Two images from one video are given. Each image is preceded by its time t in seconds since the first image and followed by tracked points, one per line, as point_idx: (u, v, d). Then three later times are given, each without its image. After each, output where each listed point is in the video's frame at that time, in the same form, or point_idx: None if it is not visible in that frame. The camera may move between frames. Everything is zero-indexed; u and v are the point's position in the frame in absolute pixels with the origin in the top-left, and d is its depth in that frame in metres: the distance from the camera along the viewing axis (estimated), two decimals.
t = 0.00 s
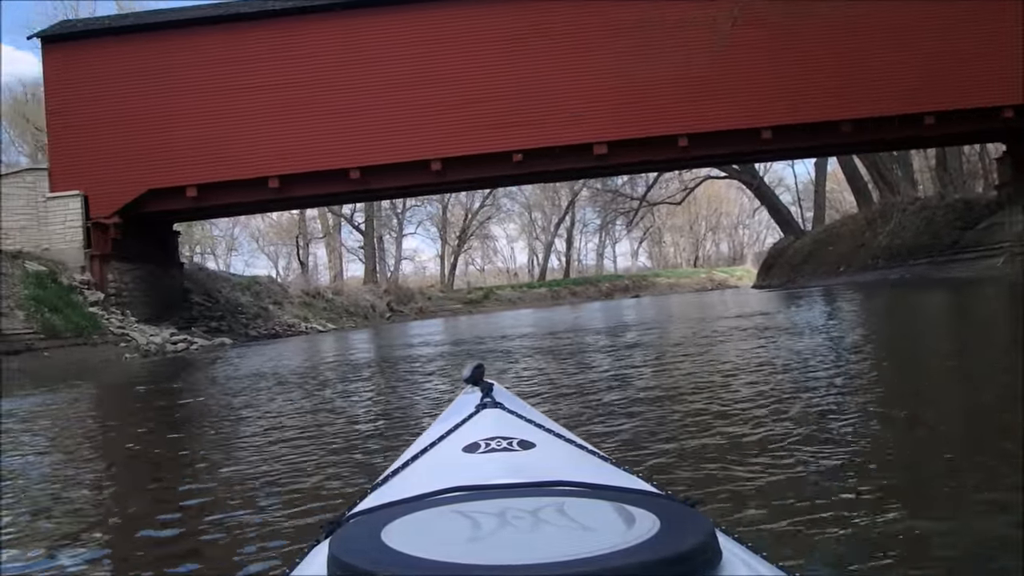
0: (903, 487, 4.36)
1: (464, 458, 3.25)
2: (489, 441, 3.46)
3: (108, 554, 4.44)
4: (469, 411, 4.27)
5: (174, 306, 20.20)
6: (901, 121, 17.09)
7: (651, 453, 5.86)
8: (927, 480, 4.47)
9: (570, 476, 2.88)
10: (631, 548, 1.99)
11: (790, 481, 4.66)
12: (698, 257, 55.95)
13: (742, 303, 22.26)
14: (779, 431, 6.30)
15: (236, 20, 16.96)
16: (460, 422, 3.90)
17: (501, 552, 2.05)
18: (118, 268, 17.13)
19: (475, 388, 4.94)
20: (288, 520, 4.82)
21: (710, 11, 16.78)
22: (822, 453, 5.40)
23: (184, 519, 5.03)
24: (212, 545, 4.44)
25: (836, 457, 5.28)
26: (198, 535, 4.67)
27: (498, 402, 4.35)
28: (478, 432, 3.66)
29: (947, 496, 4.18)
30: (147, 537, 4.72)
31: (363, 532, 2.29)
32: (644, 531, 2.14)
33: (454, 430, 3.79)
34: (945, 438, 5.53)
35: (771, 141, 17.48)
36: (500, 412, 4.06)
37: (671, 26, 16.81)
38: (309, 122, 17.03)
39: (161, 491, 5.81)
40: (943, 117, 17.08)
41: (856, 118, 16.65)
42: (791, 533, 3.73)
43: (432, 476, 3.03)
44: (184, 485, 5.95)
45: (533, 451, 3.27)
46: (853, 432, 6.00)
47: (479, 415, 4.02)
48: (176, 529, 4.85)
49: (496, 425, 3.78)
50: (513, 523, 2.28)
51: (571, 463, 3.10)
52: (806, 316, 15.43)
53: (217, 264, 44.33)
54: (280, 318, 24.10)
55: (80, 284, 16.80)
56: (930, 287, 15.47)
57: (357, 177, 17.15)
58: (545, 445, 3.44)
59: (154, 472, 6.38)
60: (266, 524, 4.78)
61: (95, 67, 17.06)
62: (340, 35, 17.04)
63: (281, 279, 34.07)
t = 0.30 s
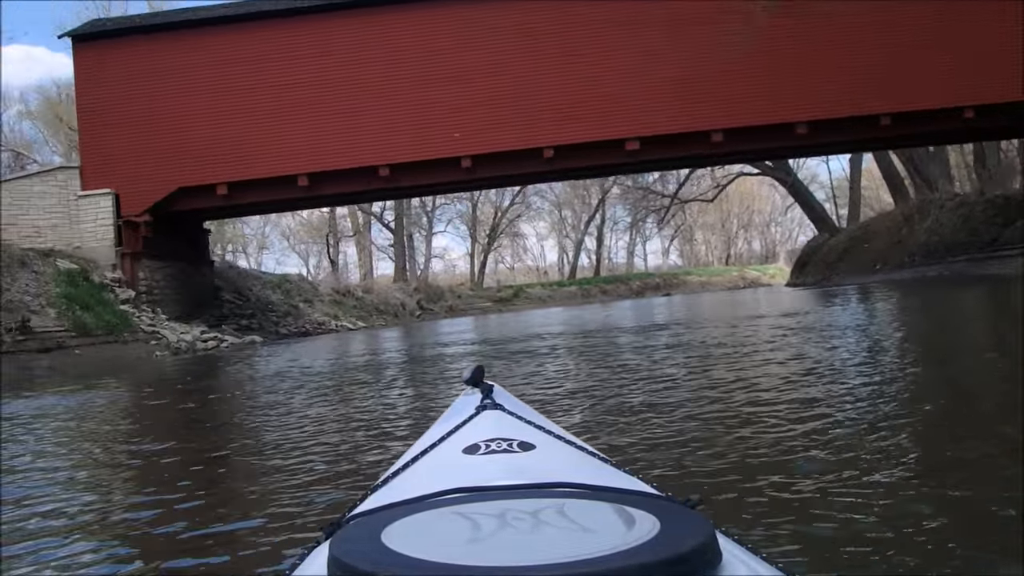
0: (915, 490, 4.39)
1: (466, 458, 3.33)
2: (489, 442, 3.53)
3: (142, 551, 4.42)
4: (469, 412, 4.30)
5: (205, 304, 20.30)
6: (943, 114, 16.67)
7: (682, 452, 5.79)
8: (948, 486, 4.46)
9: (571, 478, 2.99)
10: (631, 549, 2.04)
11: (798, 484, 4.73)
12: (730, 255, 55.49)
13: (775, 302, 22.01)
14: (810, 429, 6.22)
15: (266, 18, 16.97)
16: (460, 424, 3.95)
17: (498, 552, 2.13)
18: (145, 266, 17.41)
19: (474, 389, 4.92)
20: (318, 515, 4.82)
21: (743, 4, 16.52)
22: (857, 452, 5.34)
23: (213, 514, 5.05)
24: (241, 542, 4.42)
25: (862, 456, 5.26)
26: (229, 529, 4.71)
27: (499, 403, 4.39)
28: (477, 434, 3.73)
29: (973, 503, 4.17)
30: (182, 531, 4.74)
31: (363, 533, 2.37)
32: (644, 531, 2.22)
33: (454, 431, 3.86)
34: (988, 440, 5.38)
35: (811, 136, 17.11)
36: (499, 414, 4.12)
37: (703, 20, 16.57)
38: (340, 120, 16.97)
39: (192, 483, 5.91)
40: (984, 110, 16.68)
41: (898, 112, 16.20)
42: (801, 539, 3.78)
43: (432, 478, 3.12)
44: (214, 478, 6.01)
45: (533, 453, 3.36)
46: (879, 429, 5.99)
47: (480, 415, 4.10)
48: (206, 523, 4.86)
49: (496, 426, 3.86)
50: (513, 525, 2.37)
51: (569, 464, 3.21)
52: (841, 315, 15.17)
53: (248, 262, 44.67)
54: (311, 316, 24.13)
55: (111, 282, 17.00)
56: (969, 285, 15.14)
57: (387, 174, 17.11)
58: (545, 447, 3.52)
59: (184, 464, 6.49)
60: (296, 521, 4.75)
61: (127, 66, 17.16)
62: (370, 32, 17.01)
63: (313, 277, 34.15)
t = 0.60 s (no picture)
0: (921, 491, 4.46)
1: (465, 462, 3.49)
2: (489, 445, 3.70)
3: (155, 547, 4.40)
4: (470, 414, 4.44)
5: (226, 301, 20.35)
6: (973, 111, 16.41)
7: (702, 452, 5.75)
8: (968, 491, 4.42)
9: (570, 481, 3.15)
10: (631, 550, 2.19)
11: (803, 482, 4.81)
12: (754, 254, 55.11)
13: (799, 302, 21.81)
14: (829, 430, 6.17)
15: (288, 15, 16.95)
16: (461, 426, 4.11)
17: (501, 553, 2.27)
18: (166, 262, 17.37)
19: (475, 391, 5.00)
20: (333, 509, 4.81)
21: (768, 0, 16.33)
22: (878, 455, 5.29)
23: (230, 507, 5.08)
24: (253, 537, 4.41)
25: (881, 459, 5.21)
26: (244, 520, 4.75)
27: (500, 407, 4.50)
28: (478, 436, 3.90)
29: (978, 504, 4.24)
30: (199, 523, 4.79)
31: (365, 535, 2.51)
32: (645, 534, 2.35)
33: (455, 434, 4.02)
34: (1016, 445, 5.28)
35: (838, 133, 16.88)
36: (500, 416, 4.26)
37: (727, 17, 16.39)
38: (362, 117, 16.94)
39: (211, 475, 5.98)
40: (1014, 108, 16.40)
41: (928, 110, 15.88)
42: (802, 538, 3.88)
43: (432, 481, 3.28)
44: (233, 472, 6.07)
45: (533, 456, 3.51)
46: (901, 431, 5.91)
47: (481, 418, 4.23)
48: (222, 518, 4.85)
49: (497, 430, 3.99)
50: (514, 527, 2.52)
51: (566, 467, 3.37)
52: (866, 317, 14.99)
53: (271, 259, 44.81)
54: (332, 313, 24.09)
55: (133, 277, 16.93)
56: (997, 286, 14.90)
57: (408, 171, 17.07)
58: (545, 449, 3.68)
59: (200, 460, 6.52)
60: (311, 516, 4.73)
61: (150, 62, 17.20)
62: (392, 28, 16.95)
63: (334, 274, 34.17)
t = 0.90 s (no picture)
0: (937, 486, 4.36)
1: (464, 462, 3.40)
2: (489, 445, 3.61)
3: (167, 551, 4.32)
4: (470, 414, 4.34)
5: (237, 302, 20.35)
6: (987, 101, 16.20)
7: (715, 449, 5.63)
8: (989, 488, 4.30)
9: (571, 480, 3.07)
10: (631, 551, 2.15)
11: (816, 478, 4.72)
12: (765, 249, 54.87)
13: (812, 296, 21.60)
14: (845, 425, 6.04)
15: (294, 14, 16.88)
16: (461, 427, 4.01)
17: (504, 553, 2.22)
18: (174, 262, 17.54)
19: (475, 392, 4.88)
20: (341, 510, 4.72)
21: None
22: (894, 451, 5.16)
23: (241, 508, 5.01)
24: (267, 540, 4.31)
25: (900, 454, 5.09)
26: (256, 523, 4.67)
27: (500, 407, 4.40)
28: (478, 436, 3.80)
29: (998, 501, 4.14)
30: (210, 526, 4.72)
31: (364, 535, 2.47)
32: (646, 534, 2.32)
33: (454, 434, 3.93)
34: None
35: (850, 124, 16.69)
36: (500, 416, 4.16)
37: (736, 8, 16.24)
38: (369, 115, 16.87)
39: (220, 477, 5.93)
40: None
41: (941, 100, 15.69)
42: (816, 536, 3.78)
43: (431, 482, 3.20)
44: (238, 474, 6.01)
45: (533, 456, 3.42)
46: (920, 426, 5.78)
47: (481, 418, 4.13)
48: (233, 521, 4.76)
49: (497, 429, 3.90)
50: (514, 528, 2.46)
51: (566, 467, 3.28)
52: (880, 310, 14.83)
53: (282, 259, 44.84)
54: (344, 313, 24.03)
55: (143, 278, 17.04)
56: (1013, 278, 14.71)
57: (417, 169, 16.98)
58: (546, 449, 3.59)
59: (206, 461, 6.45)
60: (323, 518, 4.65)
61: (157, 62, 17.19)
62: (399, 26, 16.87)
63: (346, 273, 34.17)
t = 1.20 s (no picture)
0: (948, 493, 4.26)
1: (469, 457, 3.29)
2: (497, 441, 3.49)
3: (152, 543, 4.23)
4: (477, 410, 4.23)
5: (237, 293, 20.26)
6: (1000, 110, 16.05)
7: (719, 454, 5.51)
8: (1001, 500, 4.19)
9: (580, 477, 2.97)
10: (638, 547, 2.12)
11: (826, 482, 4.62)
12: (769, 254, 54.70)
13: (816, 303, 21.47)
14: (854, 433, 5.92)
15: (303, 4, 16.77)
16: (468, 423, 3.89)
17: (512, 550, 2.17)
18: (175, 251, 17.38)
19: (482, 387, 4.78)
20: (333, 507, 4.62)
21: None
22: (903, 459, 5.04)
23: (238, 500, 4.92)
24: (265, 535, 4.18)
25: (910, 461, 4.98)
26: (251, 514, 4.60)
27: (508, 403, 4.28)
28: (486, 432, 3.69)
29: (1010, 513, 4.02)
30: (203, 518, 4.62)
31: (371, 532, 2.41)
32: (654, 529, 2.26)
33: (463, 429, 3.82)
34: None
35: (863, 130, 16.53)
36: (508, 413, 4.04)
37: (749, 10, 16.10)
38: (376, 107, 16.75)
39: (220, 467, 5.86)
40: None
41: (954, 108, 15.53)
42: (823, 542, 3.69)
43: (439, 477, 3.10)
44: (233, 466, 5.91)
45: (542, 452, 3.31)
46: (930, 434, 5.66)
47: (488, 414, 4.02)
48: (223, 513, 4.67)
49: (504, 424, 3.78)
50: (520, 524, 2.39)
51: (576, 463, 3.18)
52: (884, 319, 14.67)
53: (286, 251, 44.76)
54: (345, 307, 23.91)
55: (141, 267, 16.84)
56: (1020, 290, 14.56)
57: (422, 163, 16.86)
58: (555, 445, 3.47)
59: (201, 453, 6.35)
60: (324, 513, 4.52)
61: (165, 49, 17.11)
62: (409, 18, 16.77)
63: (347, 267, 34.07)
